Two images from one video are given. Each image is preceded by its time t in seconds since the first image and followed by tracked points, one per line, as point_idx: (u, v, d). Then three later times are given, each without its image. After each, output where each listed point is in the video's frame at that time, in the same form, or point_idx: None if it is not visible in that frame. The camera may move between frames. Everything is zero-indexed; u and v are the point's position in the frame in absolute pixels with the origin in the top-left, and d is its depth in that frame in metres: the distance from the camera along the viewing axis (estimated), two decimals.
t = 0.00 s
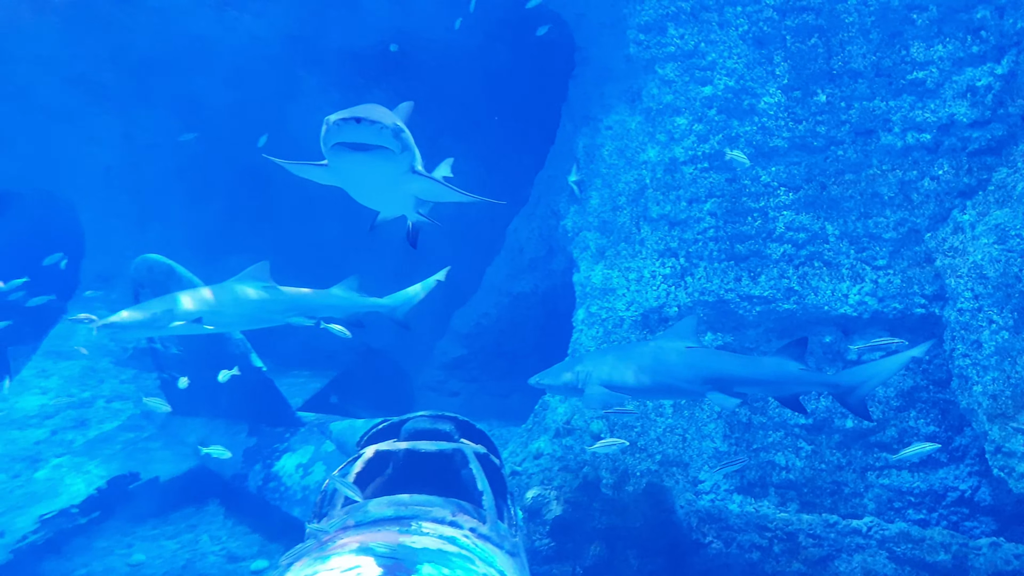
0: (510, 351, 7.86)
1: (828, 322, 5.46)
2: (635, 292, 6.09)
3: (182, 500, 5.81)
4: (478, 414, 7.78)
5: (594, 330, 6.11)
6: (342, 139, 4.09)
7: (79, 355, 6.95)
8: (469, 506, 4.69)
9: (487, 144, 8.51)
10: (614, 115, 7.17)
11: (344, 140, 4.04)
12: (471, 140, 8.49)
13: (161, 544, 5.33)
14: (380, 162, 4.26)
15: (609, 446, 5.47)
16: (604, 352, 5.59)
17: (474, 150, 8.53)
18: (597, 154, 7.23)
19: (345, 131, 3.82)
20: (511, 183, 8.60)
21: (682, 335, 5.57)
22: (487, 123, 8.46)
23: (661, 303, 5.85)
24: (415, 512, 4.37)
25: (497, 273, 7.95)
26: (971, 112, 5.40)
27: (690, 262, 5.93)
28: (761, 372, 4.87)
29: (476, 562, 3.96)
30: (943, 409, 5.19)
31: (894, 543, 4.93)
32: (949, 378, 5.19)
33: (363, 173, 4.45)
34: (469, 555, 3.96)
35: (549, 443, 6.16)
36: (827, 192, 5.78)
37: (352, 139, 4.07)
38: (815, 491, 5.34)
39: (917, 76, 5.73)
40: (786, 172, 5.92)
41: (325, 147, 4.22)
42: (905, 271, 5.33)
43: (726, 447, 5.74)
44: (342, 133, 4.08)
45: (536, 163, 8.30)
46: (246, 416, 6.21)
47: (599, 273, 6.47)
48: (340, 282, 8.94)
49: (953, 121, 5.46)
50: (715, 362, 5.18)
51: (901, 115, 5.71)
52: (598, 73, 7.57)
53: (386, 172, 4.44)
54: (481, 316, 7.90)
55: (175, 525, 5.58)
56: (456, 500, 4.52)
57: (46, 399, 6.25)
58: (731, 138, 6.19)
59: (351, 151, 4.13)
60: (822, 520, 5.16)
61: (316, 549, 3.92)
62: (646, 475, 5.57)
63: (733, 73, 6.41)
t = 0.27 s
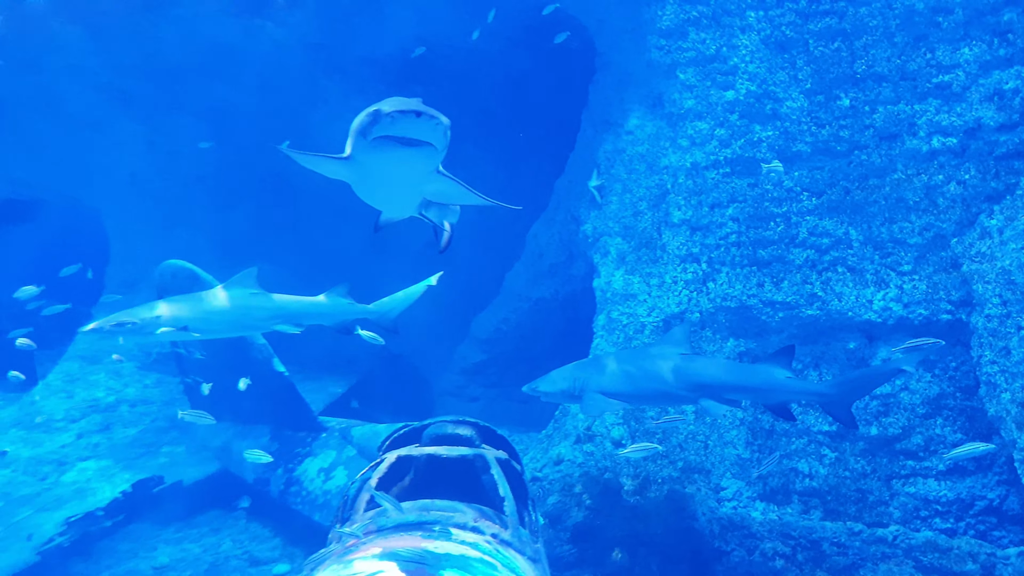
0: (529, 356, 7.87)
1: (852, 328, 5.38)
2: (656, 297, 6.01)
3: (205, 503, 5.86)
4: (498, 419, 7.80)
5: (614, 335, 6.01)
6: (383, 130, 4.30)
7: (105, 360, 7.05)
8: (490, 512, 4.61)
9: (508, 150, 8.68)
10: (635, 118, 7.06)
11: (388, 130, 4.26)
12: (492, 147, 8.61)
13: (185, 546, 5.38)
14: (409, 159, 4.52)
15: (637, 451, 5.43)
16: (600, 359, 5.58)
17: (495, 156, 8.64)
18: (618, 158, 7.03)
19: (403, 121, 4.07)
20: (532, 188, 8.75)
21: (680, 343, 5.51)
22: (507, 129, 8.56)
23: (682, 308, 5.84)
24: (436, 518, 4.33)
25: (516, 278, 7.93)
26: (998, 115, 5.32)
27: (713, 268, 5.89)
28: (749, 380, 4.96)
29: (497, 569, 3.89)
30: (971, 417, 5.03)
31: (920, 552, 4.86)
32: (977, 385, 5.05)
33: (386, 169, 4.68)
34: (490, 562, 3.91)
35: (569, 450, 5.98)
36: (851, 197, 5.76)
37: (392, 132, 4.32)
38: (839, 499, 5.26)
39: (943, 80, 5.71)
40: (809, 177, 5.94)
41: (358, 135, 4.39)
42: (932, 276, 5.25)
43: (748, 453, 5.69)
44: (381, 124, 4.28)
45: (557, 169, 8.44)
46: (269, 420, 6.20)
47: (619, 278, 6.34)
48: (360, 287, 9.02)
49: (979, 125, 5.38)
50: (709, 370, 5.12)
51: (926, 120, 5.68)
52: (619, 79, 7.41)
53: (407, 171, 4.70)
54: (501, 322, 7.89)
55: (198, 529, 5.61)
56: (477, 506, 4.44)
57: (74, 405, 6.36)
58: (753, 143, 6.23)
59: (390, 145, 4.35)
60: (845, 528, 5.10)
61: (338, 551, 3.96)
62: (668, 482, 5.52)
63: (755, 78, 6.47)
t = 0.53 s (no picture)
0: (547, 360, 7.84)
1: (877, 333, 5.30)
2: (677, 302, 5.97)
3: (227, 508, 5.89)
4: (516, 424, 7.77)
5: (634, 339, 5.99)
6: (452, 129, 3.76)
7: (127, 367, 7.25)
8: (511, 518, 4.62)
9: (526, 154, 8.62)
10: (656, 123, 7.12)
11: (464, 131, 3.74)
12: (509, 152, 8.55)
13: (205, 551, 5.39)
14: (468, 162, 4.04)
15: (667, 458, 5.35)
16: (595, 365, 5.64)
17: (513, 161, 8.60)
18: (639, 162, 7.07)
19: (492, 126, 3.60)
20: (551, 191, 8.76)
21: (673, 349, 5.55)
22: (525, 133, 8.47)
23: (705, 313, 5.80)
24: (457, 523, 4.37)
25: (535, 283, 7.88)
26: None
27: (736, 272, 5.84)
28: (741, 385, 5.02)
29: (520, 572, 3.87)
30: (999, 425, 4.93)
31: (947, 561, 4.61)
32: (1006, 392, 4.95)
33: (432, 171, 4.18)
34: (512, 568, 3.86)
35: (590, 456, 5.88)
36: (875, 201, 5.69)
37: (462, 130, 3.81)
38: (864, 507, 5.11)
39: (969, 82, 5.65)
40: (831, 181, 5.88)
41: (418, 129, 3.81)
42: (957, 282, 5.16)
43: (771, 460, 5.60)
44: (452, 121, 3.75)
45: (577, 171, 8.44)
46: (291, 425, 6.25)
47: (640, 282, 6.33)
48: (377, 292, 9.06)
49: (1007, 127, 5.32)
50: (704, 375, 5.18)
51: (951, 122, 5.62)
52: (639, 83, 7.49)
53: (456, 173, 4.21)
54: (520, 326, 7.91)
55: (220, 533, 5.64)
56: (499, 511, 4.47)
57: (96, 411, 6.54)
58: (775, 147, 6.17)
59: (455, 146, 3.85)
60: (870, 535, 4.89)
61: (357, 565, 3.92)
62: (690, 489, 5.48)
63: (777, 82, 6.40)
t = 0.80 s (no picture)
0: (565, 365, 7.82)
1: (900, 340, 5.25)
2: (697, 308, 5.93)
3: (247, 511, 5.91)
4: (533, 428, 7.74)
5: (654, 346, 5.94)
6: (521, 129, 3.53)
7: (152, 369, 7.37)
8: (530, 525, 4.60)
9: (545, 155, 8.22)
10: (676, 127, 7.12)
11: (534, 132, 3.51)
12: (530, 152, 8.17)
13: (225, 553, 5.40)
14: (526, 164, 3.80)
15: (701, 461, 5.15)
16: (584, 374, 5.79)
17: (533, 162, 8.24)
18: (659, 166, 7.03)
19: (570, 128, 3.41)
20: (571, 195, 8.42)
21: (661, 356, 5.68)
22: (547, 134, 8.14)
23: (725, 319, 5.75)
24: (474, 531, 4.38)
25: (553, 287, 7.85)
26: None
27: (757, 277, 5.81)
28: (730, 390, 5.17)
29: None
30: None
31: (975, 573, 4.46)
32: None
33: (485, 173, 3.95)
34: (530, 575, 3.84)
35: (609, 461, 5.68)
36: (898, 206, 5.62)
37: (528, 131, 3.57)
38: (888, 515, 4.89)
39: (995, 85, 5.66)
40: (854, 185, 5.83)
41: (485, 129, 3.54)
42: (984, 287, 5.05)
43: (792, 467, 5.38)
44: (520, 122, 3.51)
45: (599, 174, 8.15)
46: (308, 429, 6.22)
47: (659, 288, 6.29)
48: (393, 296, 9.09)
49: None
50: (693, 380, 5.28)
51: (978, 125, 5.59)
52: (658, 86, 7.44)
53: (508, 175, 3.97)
54: (538, 330, 7.74)
55: (240, 536, 5.64)
56: (516, 519, 4.46)
57: (121, 412, 6.61)
58: (797, 151, 6.16)
59: (520, 147, 3.63)
60: (895, 545, 4.70)
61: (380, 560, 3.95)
62: (710, 496, 5.22)
63: (798, 85, 6.40)
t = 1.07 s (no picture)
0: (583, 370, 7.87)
1: (925, 344, 5.13)
2: (718, 311, 5.88)
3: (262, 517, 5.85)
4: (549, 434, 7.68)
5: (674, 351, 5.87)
6: (586, 118, 3.25)
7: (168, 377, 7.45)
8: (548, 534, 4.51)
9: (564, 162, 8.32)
10: (695, 128, 7.10)
11: (599, 121, 3.23)
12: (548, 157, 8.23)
13: (241, 559, 5.32)
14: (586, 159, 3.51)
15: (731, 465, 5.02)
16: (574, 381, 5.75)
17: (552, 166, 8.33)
18: (678, 168, 6.96)
19: (642, 118, 3.14)
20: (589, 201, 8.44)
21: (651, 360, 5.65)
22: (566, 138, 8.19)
23: (746, 323, 5.69)
24: (493, 539, 4.27)
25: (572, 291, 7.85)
26: None
27: (776, 281, 5.76)
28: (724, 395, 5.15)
29: None
30: None
31: None
32: None
33: (538, 168, 3.67)
34: None
35: (628, 467, 5.61)
36: (922, 208, 5.55)
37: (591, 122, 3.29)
38: (913, 523, 4.61)
39: (1019, 86, 5.73)
40: (877, 187, 5.76)
41: (547, 119, 3.26)
42: (1010, 290, 5.02)
43: (815, 473, 5.13)
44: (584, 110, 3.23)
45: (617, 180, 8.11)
46: (325, 435, 6.20)
47: (678, 292, 6.22)
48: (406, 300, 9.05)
49: None
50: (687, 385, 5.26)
51: (1002, 126, 5.63)
52: (676, 88, 7.36)
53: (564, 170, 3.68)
54: (555, 334, 7.82)
55: (254, 542, 5.56)
56: (536, 527, 4.36)
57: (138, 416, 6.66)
58: (818, 153, 6.14)
59: (583, 140, 3.36)
60: (920, 554, 4.41)
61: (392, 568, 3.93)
62: (731, 503, 5.06)
63: (819, 87, 6.43)
